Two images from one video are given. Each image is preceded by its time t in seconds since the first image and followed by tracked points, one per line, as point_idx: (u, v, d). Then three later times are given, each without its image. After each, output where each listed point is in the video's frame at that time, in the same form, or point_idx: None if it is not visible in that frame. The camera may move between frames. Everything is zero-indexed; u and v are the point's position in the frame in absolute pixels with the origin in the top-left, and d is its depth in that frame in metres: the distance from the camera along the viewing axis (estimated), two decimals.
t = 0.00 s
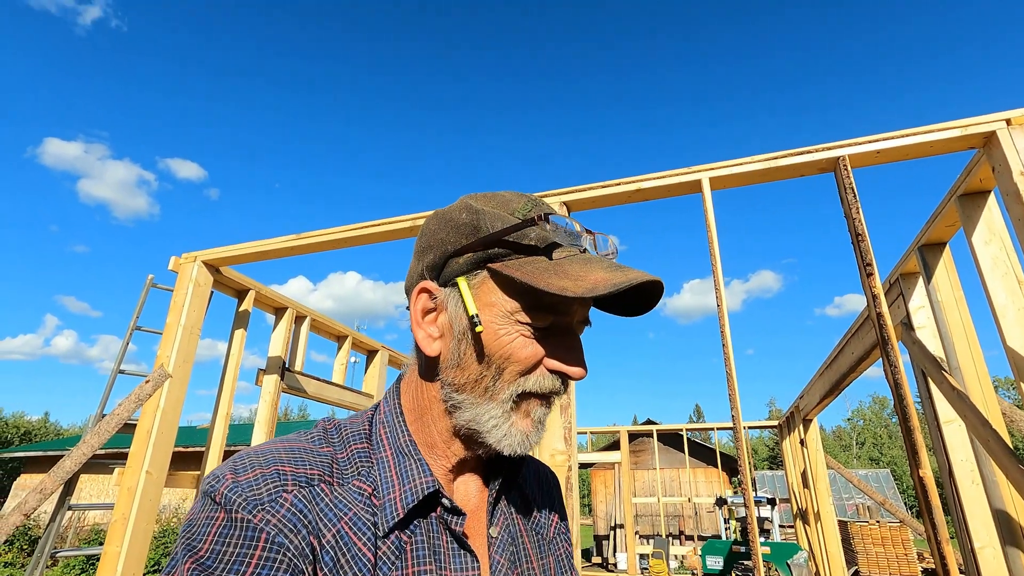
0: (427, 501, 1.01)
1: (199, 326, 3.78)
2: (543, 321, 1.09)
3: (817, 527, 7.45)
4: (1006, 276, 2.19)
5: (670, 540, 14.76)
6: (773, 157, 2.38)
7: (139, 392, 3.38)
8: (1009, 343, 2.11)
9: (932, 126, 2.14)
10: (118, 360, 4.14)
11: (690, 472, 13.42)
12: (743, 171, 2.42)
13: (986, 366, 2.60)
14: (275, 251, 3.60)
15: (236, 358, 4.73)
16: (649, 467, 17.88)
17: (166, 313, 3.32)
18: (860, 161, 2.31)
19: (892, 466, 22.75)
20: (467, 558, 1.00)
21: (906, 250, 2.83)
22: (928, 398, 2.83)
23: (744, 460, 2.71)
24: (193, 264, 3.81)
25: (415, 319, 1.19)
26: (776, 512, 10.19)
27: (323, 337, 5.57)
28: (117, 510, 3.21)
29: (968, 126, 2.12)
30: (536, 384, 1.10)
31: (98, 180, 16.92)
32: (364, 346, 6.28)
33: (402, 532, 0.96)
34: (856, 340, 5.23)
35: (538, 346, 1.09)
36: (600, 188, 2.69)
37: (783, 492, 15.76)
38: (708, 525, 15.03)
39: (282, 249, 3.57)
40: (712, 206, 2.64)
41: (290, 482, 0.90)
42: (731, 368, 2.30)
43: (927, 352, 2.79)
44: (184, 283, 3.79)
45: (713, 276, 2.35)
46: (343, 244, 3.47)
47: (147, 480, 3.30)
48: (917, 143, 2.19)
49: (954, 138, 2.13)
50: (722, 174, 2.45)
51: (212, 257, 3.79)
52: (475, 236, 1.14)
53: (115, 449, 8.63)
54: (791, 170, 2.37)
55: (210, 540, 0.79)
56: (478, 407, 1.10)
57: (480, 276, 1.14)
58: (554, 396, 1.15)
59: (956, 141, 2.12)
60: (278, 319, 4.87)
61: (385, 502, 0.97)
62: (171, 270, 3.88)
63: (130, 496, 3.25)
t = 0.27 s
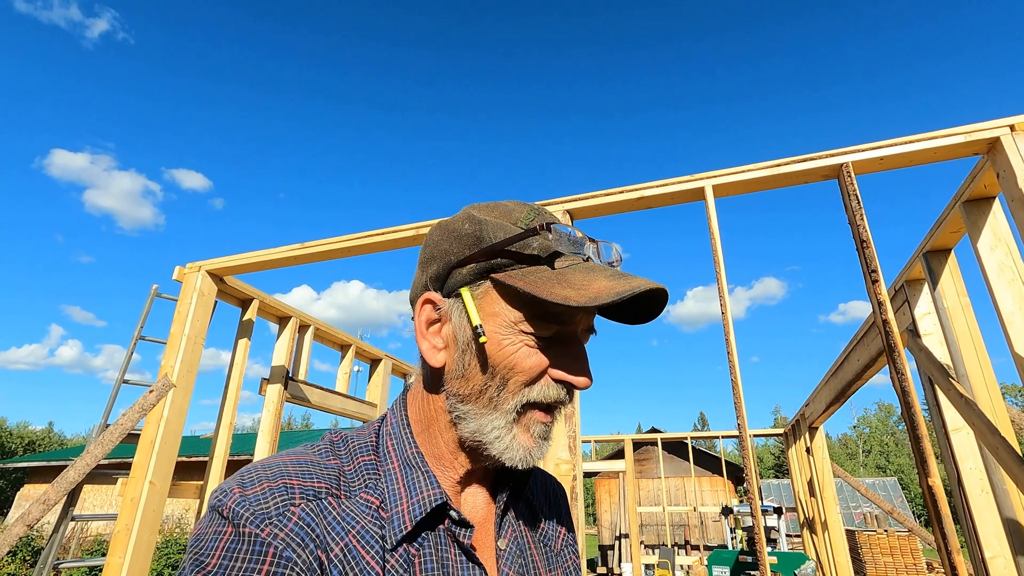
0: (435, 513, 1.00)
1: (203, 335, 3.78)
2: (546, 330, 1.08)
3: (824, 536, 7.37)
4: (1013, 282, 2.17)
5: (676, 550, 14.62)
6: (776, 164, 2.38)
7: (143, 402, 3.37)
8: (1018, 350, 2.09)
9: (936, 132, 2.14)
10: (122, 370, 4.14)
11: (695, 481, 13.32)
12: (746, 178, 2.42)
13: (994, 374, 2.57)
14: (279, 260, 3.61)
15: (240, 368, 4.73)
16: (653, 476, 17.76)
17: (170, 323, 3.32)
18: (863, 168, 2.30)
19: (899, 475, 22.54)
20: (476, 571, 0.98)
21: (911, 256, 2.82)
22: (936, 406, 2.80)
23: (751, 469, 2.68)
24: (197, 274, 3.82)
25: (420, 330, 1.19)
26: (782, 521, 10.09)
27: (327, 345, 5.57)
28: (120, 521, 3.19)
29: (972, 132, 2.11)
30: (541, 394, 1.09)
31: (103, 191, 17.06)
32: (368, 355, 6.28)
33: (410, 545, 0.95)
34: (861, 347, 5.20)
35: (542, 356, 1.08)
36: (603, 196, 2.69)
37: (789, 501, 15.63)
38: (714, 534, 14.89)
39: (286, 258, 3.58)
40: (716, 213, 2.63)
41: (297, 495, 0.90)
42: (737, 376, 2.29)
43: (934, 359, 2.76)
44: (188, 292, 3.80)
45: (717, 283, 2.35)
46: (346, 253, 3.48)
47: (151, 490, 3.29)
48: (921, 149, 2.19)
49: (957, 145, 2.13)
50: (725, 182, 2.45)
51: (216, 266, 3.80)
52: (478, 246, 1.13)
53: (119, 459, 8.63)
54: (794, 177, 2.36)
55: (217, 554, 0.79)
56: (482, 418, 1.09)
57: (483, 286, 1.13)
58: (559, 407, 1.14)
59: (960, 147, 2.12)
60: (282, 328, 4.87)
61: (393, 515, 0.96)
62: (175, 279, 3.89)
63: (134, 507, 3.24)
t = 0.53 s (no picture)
0: (437, 522, 0.99)
1: (206, 342, 3.78)
2: (551, 342, 1.08)
3: (830, 543, 7.31)
4: (1017, 286, 2.16)
5: (680, 558, 14.52)
6: (777, 170, 2.38)
7: (145, 409, 3.37)
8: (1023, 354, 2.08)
9: (938, 137, 2.14)
10: (125, 377, 4.15)
11: (699, 487, 13.24)
12: (748, 184, 2.42)
13: (998, 379, 2.56)
14: (281, 267, 3.62)
15: (242, 375, 4.73)
16: (657, 483, 17.68)
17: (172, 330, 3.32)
18: (865, 173, 2.30)
19: (904, 481, 22.39)
20: None
21: (914, 261, 2.80)
22: (941, 411, 2.78)
23: (755, 476, 2.66)
24: (200, 281, 3.83)
25: (424, 338, 1.18)
26: (787, 528, 10.01)
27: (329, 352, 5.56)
28: (121, 529, 3.18)
29: (973, 136, 2.11)
30: (545, 405, 1.09)
31: (107, 200, 17.14)
32: (370, 361, 6.27)
33: (412, 554, 0.94)
34: (865, 352, 5.17)
35: (546, 367, 1.08)
36: (604, 202, 2.69)
37: (794, 508, 15.52)
38: (718, 541, 14.79)
39: (288, 265, 3.58)
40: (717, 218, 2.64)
41: (299, 504, 0.90)
42: (740, 382, 2.28)
43: (938, 365, 2.75)
44: (191, 300, 3.81)
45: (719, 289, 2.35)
46: (348, 260, 3.49)
47: (152, 498, 3.28)
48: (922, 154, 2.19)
49: (959, 149, 2.12)
50: (727, 188, 2.45)
51: (219, 273, 3.81)
52: (483, 256, 1.13)
53: (121, 467, 8.61)
54: (795, 182, 2.36)
55: (218, 563, 0.80)
56: (486, 428, 1.09)
57: (488, 295, 1.13)
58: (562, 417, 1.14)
59: (962, 151, 2.12)
60: (284, 335, 4.87)
61: (394, 523, 0.96)
62: (178, 287, 3.90)
63: (135, 515, 3.23)
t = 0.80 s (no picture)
0: (438, 525, 0.99)
1: (207, 349, 3.79)
2: (555, 350, 1.08)
3: (835, 551, 7.25)
4: (1019, 290, 2.15)
5: (684, 566, 14.41)
6: (778, 175, 2.39)
7: (146, 417, 3.37)
8: None
9: (937, 141, 2.14)
10: (126, 384, 4.15)
11: (702, 494, 13.16)
12: (748, 189, 2.42)
13: (1001, 384, 2.55)
14: (283, 273, 3.63)
15: (244, 382, 4.73)
16: (660, 490, 17.58)
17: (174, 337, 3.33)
18: (865, 178, 2.31)
19: (909, 488, 22.23)
20: None
21: (915, 266, 2.80)
22: (944, 416, 2.77)
23: (758, 482, 2.64)
24: (201, 288, 3.84)
25: (427, 341, 1.19)
26: (791, 536, 9.94)
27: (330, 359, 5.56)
28: (122, 537, 3.17)
29: (973, 141, 2.12)
30: (546, 413, 1.09)
31: (110, 208, 17.23)
32: (371, 368, 6.27)
33: (412, 557, 0.94)
34: (868, 357, 5.15)
35: (548, 375, 1.08)
36: (605, 208, 2.70)
37: (798, 515, 15.42)
38: (722, 549, 14.68)
39: (290, 272, 3.59)
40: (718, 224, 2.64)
41: (299, 506, 0.91)
42: (742, 387, 2.28)
43: (941, 370, 2.74)
44: (193, 306, 3.82)
45: (720, 294, 2.35)
46: (350, 266, 3.50)
47: (153, 506, 3.27)
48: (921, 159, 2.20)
49: (958, 154, 2.13)
50: (727, 193, 2.46)
51: (221, 280, 3.82)
52: (489, 261, 1.14)
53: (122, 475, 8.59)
54: (795, 187, 2.37)
55: (218, 564, 0.80)
56: (487, 435, 1.09)
57: (493, 301, 1.13)
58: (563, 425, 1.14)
59: (961, 156, 2.13)
60: (285, 342, 4.88)
61: (395, 526, 0.96)
62: (180, 294, 3.91)
63: (136, 523, 3.22)
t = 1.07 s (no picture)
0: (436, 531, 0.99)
1: (207, 354, 3.79)
2: (556, 360, 1.08)
3: (837, 556, 7.20)
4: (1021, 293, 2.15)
5: (687, 571, 14.34)
6: (777, 178, 2.39)
7: (147, 422, 3.37)
8: None
9: (937, 145, 2.14)
10: (127, 390, 4.15)
11: (705, 498, 13.11)
12: (748, 193, 2.42)
13: (1004, 387, 2.54)
14: (284, 279, 3.63)
15: (244, 387, 4.73)
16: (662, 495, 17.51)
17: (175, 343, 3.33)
18: (865, 181, 2.31)
19: (913, 492, 22.12)
20: None
21: (916, 269, 2.80)
22: (946, 420, 2.75)
23: (759, 487, 2.63)
24: (202, 293, 3.85)
25: (427, 346, 1.19)
26: (794, 541, 9.90)
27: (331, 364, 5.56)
28: (122, 543, 3.16)
29: (973, 144, 2.12)
30: (546, 422, 1.09)
31: (113, 214, 17.33)
32: (372, 373, 6.26)
33: (410, 563, 0.94)
34: (870, 360, 5.14)
35: (549, 384, 1.08)
36: (605, 212, 2.71)
37: (801, 519, 15.36)
38: (725, 554, 14.62)
39: (291, 277, 3.60)
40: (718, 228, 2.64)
41: (297, 511, 0.91)
42: (742, 391, 2.27)
43: (943, 373, 2.73)
44: (193, 312, 3.82)
45: (720, 298, 2.34)
46: (351, 271, 3.50)
47: (153, 512, 3.26)
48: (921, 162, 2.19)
49: (958, 157, 2.13)
50: (727, 197, 2.46)
51: (221, 285, 3.82)
52: (493, 268, 1.14)
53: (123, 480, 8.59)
54: (796, 191, 2.37)
55: (217, 569, 0.81)
56: (487, 443, 1.08)
57: (495, 309, 1.13)
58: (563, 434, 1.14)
59: (961, 159, 2.13)
60: (286, 347, 4.88)
61: (392, 532, 0.95)
62: (181, 299, 3.92)
63: (136, 529, 3.22)
